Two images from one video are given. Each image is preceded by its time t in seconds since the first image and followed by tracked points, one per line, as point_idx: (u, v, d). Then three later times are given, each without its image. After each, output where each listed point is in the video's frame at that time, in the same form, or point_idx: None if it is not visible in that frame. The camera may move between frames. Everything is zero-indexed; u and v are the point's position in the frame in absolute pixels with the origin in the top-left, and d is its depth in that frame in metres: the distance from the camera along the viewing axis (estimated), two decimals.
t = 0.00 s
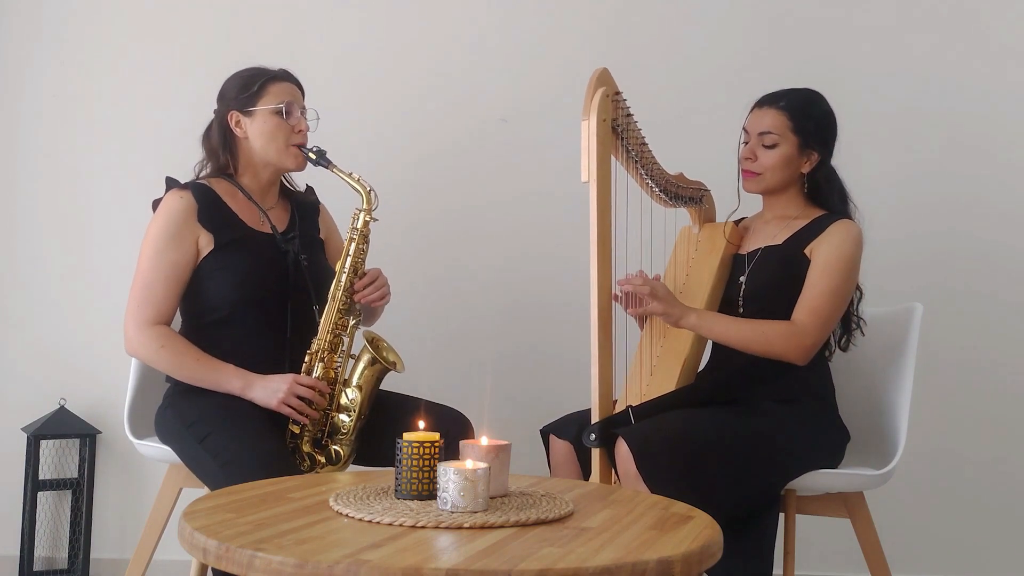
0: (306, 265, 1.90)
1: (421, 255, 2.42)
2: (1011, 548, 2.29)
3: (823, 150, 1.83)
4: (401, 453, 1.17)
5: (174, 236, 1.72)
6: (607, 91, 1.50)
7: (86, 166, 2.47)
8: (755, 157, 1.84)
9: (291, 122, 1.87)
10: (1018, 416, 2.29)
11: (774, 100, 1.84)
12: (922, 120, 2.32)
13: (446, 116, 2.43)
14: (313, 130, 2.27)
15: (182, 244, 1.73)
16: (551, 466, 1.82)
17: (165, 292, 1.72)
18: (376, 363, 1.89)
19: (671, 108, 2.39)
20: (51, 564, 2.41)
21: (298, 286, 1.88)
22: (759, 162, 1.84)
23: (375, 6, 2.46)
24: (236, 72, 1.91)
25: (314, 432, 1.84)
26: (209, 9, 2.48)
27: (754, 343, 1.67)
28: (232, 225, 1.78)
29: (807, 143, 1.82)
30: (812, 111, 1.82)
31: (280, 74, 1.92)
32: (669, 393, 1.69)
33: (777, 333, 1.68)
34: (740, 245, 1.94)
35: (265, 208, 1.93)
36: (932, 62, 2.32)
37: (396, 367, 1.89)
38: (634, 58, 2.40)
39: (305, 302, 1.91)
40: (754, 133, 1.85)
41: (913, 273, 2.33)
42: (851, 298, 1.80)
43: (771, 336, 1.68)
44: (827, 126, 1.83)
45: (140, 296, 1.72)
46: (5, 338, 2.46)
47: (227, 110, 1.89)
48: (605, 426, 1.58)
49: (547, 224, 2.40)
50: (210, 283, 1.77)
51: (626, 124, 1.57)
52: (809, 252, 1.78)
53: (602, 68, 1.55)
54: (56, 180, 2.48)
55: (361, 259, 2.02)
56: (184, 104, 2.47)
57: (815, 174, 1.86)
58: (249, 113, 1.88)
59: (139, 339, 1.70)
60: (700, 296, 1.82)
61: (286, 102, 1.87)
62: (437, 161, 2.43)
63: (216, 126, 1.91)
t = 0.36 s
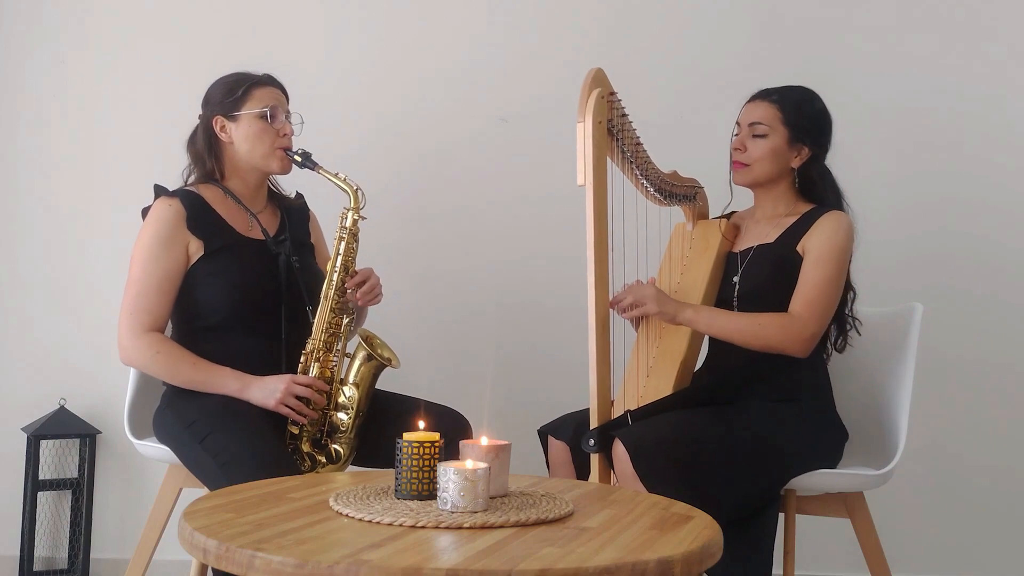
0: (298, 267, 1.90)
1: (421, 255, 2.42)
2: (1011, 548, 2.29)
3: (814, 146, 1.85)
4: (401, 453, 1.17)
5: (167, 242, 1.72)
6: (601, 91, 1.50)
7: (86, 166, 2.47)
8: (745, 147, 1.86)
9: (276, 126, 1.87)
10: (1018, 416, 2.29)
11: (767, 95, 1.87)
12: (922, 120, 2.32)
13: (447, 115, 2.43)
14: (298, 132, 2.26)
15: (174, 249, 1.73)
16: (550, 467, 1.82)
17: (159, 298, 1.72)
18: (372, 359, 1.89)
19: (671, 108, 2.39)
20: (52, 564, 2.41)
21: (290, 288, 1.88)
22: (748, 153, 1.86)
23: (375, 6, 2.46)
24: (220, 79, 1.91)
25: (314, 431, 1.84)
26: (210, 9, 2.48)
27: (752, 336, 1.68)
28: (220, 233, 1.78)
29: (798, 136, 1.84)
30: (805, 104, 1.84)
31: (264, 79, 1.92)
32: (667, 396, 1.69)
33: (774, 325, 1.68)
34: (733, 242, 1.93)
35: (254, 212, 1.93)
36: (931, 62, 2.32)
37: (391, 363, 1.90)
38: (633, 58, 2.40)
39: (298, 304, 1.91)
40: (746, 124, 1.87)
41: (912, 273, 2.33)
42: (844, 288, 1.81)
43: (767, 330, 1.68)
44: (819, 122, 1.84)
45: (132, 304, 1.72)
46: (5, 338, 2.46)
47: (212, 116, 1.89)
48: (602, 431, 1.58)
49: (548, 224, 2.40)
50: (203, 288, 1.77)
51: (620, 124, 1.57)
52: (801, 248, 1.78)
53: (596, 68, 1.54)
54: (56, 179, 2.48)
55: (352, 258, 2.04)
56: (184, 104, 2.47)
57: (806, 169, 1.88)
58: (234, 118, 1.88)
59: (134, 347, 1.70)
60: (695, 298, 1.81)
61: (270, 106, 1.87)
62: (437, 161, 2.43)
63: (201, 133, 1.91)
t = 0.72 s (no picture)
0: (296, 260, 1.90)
1: (421, 255, 2.42)
2: (1011, 548, 2.29)
3: (794, 142, 1.84)
4: (401, 453, 1.17)
5: (166, 230, 1.72)
6: (600, 91, 1.50)
7: (86, 166, 2.47)
8: (726, 147, 1.88)
9: (278, 120, 1.89)
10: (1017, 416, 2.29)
11: (750, 95, 1.90)
12: (922, 120, 2.32)
13: (446, 116, 2.43)
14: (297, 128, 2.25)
15: (174, 238, 1.73)
16: (550, 467, 1.82)
17: (158, 286, 1.72)
18: (370, 349, 1.91)
19: (671, 108, 2.39)
20: (52, 563, 2.41)
21: (289, 280, 1.88)
22: (730, 152, 1.87)
23: (375, 7, 2.46)
24: (219, 79, 1.92)
25: (310, 421, 1.85)
26: (210, 9, 2.48)
27: (751, 322, 1.68)
28: (219, 223, 1.78)
29: (777, 133, 1.83)
30: (784, 100, 1.84)
31: (261, 76, 1.93)
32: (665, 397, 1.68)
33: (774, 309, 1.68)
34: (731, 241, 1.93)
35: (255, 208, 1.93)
36: (931, 62, 2.32)
37: (389, 354, 1.90)
38: (633, 57, 2.40)
39: (296, 296, 1.91)
40: (728, 124, 1.89)
41: (912, 273, 2.33)
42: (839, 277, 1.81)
43: (767, 313, 1.68)
44: (800, 117, 1.84)
45: (133, 293, 1.71)
46: (5, 338, 2.46)
47: (212, 114, 1.89)
48: (600, 434, 1.58)
49: (548, 224, 2.40)
50: (202, 279, 1.76)
51: (619, 123, 1.57)
52: (796, 244, 1.78)
53: (594, 67, 1.54)
54: (57, 180, 2.48)
55: (352, 250, 2.05)
56: (184, 105, 2.47)
57: (789, 166, 1.86)
58: (235, 115, 1.88)
59: (134, 336, 1.69)
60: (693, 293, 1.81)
61: (271, 100, 1.88)
62: (437, 161, 2.43)
63: (202, 131, 1.91)
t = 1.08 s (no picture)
0: (308, 259, 1.89)
1: (421, 255, 2.42)
2: (1011, 548, 2.29)
3: (795, 145, 1.84)
4: (401, 453, 1.17)
5: (181, 220, 1.73)
6: (606, 92, 1.50)
7: (85, 166, 2.47)
8: (727, 156, 1.85)
9: (297, 119, 1.88)
10: (1017, 416, 2.29)
11: (742, 102, 1.87)
12: (923, 121, 2.32)
13: (446, 116, 2.43)
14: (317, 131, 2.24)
15: (188, 228, 1.74)
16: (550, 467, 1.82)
17: (169, 275, 1.73)
18: (376, 353, 1.91)
19: (671, 108, 2.39)
20: (51, 563, 2.41)
21: (301, 279, 1.88)
22: (731, 161, 1.85)
23: (375, 7, 2.46)
24: (241, 76, 1.92)
25: (310, 420, 1.84)
26: (210, 8, 2.48)
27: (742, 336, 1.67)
28: (235, 215, 1.79)
29: (777, 137, 1.83)
30: (781, 105, 1.83)
31: (283, 75, 1.93)
32: (668, 396, 1.69)
33: (774, 330, 1.67)
34: (731, 245, 1.93)
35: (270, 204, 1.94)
36: (931, 62, 2.32)
37: (395, 358, 1.92)
38: (633, 57, 2.40)
39: (306, 295, 1.91)
40: (725, 133, 1.86)
41: (912, 274, 2.33)
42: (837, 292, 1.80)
43: (766, 332, 1.67)
44: (799, 121, 1.84)
45: (144, 278, 1.72)
46: (5, 338, 2.46)
47: (232, 110, 1.89)
48: (604, 432, 1.59)
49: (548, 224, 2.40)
50: (214, 272, 1.77)
51: (624, 125, 1.58)
52: (796, 249, 1.78)
53: (602, 68, 1.55)
54: (56, 180, 2.47)
55: (363, 253, 2.06)
56: (184, 105, 2.47)
57: (792, 168, 1.86)
58: (255, 112, 1.88)
59: (143, 321, 1.70)
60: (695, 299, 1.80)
61: (291, 100, 1.88)
62: (437, 161, 2.42)
63: (222, 127, 1.91)
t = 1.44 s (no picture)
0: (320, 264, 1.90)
1: (421, 255, 2.42)
2: (1011, 548, 2.29)
3: (787, 145, 1.84)
4: (401, 453, 1.17)
5: (196, 218, 1.73)
6: (604, 93, 1.50)
7: (86, 166, 2.47)
8: (720, 163, 1.86)
9: (321, 125, 1.88)
10: (1017, 416, 2.29)
11: (730, 105, 1.87)
12: (923, 121, 2.32)
13: (446, 116, 2.43)
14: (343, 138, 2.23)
15: (204, 226, 1.74)
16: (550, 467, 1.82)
17: (181, 272, 1.73)
18: (382, 364, 1.89)
19: (672, 108, 2.39)
20: (51, 563, 2.41)
21: (313, 284, 1.89)
22: (724, 167, 1.86)
23: (375, 7, 2.46)
24: (269, 78, 1.93)
25: (311, 428, 1.85)
26: (210, 9, 2.48)
27: (745, 331, 1.68)
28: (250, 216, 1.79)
29: (768, 140, 1.83)
30: (769, 108, 1.83)
31: (312, 80, 1.93)
32: (667, 396, 1.69)
33: (771, 323, 1.68)
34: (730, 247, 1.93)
35: (287, 208, 1.94)
36: (931, 63, 2.32)
37: (399, 371, 1.89)
38: (634, 58, 2.40)
39: (316, 303, 1.91)
40: (715, 139, 1.86)
41: (912, 274, 2.33)
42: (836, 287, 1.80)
43: (764, 328, 1.68)
44: (787, 122, 1.83)
45: (156, 273, 1.73)
46: (5, 337, 2.46)
47: (257, 111, 1.90)
48: (602, 432, 1.59)
49: (547, 225, 2.40)
50: (226, 272, 1.77)
51: (623, 125, 1.58)
52: (793, 249, 1.78)
53: (598, 69, 1.55)
54: (56, 180, 2.47)
55: (377, 263, 2.05)
56: (184, 105, 2.47)
57: (785, 168, 1.86)
58: (280, 115, 1.88)
59: (152, 315, 1.70)
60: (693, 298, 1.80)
61: (316, 105, 1.88)
62: (437, 161, 2.42)
63: (246, 126, 1.92)
